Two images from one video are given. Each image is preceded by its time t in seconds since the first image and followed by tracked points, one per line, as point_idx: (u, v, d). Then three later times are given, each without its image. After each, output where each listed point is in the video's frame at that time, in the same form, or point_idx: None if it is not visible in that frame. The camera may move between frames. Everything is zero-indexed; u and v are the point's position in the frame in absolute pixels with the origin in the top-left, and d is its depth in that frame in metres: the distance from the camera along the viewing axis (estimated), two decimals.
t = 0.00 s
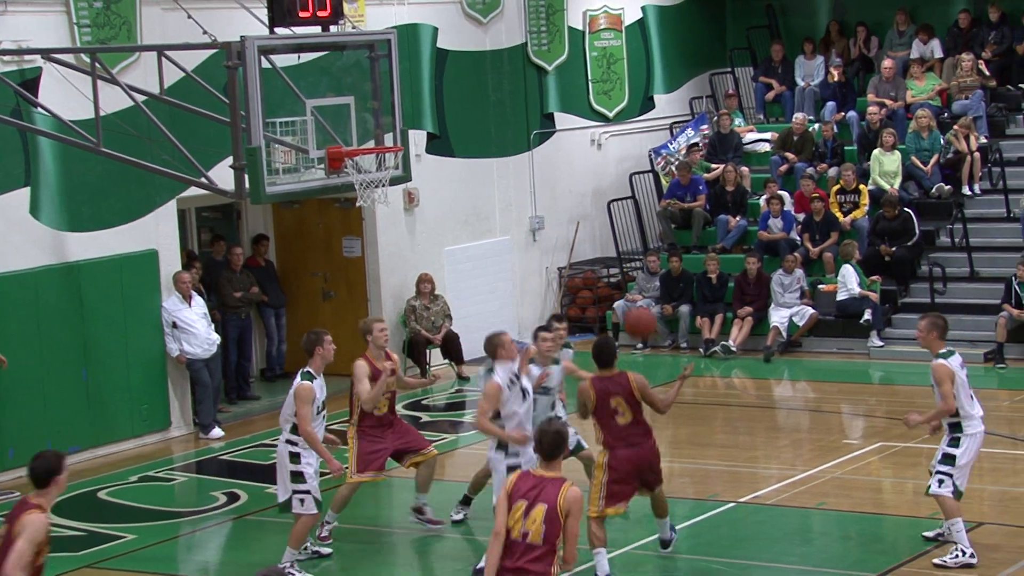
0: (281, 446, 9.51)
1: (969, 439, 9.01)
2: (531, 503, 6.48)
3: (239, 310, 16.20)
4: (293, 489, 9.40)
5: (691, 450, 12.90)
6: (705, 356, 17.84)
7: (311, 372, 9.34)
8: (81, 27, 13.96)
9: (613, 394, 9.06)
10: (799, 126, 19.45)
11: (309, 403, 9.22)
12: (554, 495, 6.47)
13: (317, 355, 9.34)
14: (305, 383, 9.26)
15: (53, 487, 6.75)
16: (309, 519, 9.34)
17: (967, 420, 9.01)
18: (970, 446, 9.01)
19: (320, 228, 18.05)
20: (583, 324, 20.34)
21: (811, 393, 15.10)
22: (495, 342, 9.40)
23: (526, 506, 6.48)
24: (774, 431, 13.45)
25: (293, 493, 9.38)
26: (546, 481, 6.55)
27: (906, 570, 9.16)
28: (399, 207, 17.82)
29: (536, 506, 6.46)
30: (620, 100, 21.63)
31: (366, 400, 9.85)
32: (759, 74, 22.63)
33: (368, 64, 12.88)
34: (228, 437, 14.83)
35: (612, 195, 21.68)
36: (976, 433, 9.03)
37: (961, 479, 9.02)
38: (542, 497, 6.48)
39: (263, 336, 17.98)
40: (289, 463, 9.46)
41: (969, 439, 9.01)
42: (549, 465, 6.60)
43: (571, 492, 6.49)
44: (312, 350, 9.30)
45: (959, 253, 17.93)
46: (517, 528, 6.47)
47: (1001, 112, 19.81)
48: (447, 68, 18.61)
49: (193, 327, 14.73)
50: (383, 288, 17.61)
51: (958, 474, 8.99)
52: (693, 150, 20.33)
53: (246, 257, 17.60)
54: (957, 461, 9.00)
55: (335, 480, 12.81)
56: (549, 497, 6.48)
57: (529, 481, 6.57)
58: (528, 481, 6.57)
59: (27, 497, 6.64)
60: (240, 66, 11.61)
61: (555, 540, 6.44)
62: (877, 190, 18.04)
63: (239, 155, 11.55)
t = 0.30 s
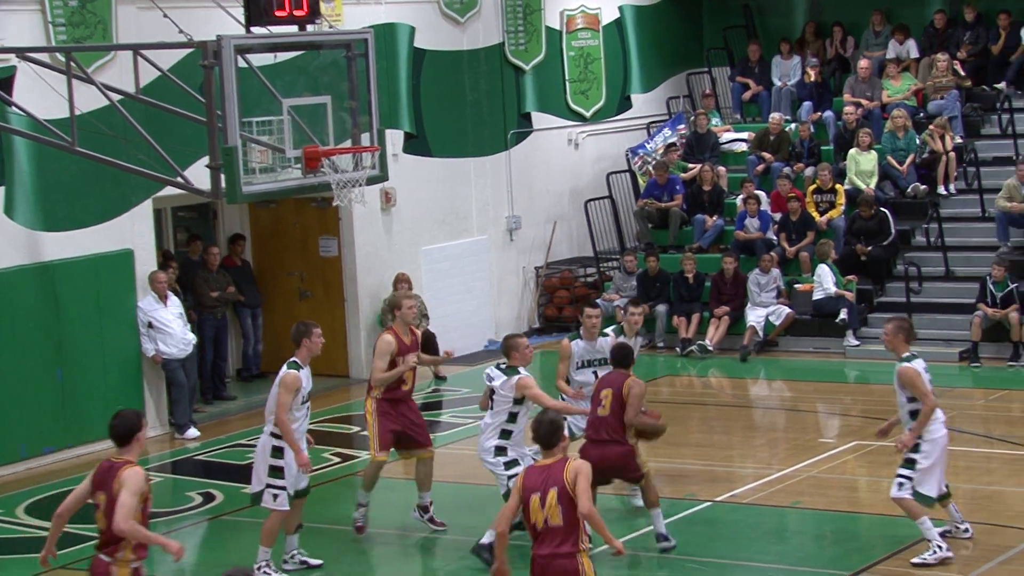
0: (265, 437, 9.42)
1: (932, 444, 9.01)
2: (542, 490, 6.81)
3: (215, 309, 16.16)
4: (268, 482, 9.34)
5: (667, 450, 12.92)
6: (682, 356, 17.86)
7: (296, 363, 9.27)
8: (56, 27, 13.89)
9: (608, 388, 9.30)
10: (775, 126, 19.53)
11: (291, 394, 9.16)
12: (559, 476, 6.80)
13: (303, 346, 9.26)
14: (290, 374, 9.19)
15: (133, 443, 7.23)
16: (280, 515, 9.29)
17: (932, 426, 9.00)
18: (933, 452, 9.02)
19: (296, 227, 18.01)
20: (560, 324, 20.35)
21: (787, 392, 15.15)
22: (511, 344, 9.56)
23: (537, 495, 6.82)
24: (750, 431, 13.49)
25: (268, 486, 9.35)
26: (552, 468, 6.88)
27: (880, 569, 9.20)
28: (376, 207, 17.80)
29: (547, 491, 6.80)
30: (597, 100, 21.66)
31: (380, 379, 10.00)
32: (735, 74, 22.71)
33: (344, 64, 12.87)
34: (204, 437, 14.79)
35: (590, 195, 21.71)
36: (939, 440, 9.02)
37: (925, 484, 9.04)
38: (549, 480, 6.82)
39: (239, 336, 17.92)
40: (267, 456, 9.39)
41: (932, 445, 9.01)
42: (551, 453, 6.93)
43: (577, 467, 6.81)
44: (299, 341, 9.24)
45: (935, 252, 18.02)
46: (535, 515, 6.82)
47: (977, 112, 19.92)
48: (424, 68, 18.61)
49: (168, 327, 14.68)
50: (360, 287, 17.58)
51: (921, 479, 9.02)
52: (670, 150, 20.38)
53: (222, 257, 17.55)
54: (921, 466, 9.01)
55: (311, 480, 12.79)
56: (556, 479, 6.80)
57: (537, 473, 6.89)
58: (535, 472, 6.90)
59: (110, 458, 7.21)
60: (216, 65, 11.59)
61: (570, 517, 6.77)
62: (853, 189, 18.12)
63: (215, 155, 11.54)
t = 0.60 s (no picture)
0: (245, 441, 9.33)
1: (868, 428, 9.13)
2: (565, 499, 6.68)
3: (181, 307, 16.04)
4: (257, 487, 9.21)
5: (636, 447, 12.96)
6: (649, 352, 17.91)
7: (277, 369, 9.17)
8: (20, 23, 13.71)
9: (548, 378, 9.26)
10: (741, 123, 19.61)
11: (265, 397, 9.09)
12: (586, 494, 6.64)
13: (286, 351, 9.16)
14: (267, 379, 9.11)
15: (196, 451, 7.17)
16: (276, 513, 9.23)
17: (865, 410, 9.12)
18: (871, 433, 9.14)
19: (262, 224, 17.91)
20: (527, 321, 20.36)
21: (754, 389, 15.22)
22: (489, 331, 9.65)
23: (559, 503, 6.70)
24: (718, 428, 13.54)
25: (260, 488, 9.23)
26: (580, 482, 6.71)
27: (850, 565, 9.25)
28: (342, 204, 17.72)
29: (568, 503, 6.66)
30: (564, 97, 21.66)
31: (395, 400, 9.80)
32: (701, 71, 22.76)
33: (311, 61, 12.79)
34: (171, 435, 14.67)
35: (556, 192, 21.71)
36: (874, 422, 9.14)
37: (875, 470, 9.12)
38: (576, 494, 6.67)
39: (205, 333, 17.80)
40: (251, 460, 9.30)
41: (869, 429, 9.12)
42: (593, 468, 6.72)
43: (600, 495, 6.61)
44: (284, 350, 9.13)
45: (900, 250, 18.14)
46: (548, 519, 6.72)
47: (941, 110, 20.07)
48: (390, 65, 18.55)
49: (134, 325, 14.55)
50: (327, 285, 17.52)
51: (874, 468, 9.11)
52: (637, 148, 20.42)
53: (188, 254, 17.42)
54: (869, 455, 9.12)
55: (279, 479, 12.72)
56: (579, 497, 6.64)
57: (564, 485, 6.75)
58: (572, 482, 6.72)
59: (172, 467, 7.12)
60: (182, 62, 11.50)
61: (577, 538, 6.61)
62: (819, 187, 18.24)
63: (180, 152, 11.45)
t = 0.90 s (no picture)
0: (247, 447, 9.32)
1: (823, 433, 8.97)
2: (537, 453, 7.29)
3: (174, 306, 16.00)
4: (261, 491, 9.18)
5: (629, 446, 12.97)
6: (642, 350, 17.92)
7: (285, 372, 9.28)
8: (13, 22, 13.66)
9: (529, 311, 9.82)
10: (734, 122, 19.65)
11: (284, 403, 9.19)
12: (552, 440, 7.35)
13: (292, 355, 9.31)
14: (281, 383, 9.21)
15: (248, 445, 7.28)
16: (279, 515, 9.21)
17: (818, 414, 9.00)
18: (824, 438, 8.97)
19: (255, 223, 17.89)
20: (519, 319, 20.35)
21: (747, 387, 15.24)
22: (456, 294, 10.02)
23: (532, 457, 7.27)
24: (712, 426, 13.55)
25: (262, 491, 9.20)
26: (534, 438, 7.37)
27: (845, 563, 9.26)
28: (335, 203, 17.70)
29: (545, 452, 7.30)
30: (557, 96, 21.66)
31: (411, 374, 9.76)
32: (694, 70, 22.78)
33: (304, 60, 12.76)
34: (164, 433, 14.63)
35: (549, 190, 21.71)
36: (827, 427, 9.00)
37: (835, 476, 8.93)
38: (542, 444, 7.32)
39: (198, 332, 17.77)
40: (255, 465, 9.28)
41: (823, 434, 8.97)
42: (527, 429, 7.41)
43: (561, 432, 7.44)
44: (287, 354, 9.25)
45: (893, 249, 18.17)
46: (535, 474, 7.22)
47: (934, 108, 20.10)
48: (383, 63, 18.52)
49: (127, 323, 14.51)
50: (320, 283, 17.50)
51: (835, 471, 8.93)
52: (631, 146, 20.32)
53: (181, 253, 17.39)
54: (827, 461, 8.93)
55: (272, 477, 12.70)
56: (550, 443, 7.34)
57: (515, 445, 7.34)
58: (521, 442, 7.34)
59: (221, 458, 7.25)
60: (175, 60, 11.47)
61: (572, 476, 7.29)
62: (812, 185, 18.23)
63: (174, 150, 11.42)
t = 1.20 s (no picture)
0: (265, 435, 9.40)
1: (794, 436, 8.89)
2: (497, 425, 8.16)
3: (177, 305, 16.01)
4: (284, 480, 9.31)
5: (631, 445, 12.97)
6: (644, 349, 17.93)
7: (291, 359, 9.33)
8: (16, 20, 13.67)
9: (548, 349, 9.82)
10: (737, 120, 19.67)
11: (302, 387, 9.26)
12: (515, 419, 8.14)
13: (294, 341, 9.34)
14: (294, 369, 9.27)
15: (251, 451, 7.29)
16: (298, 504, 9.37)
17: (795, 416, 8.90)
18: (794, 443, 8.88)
19: (258, 222, 17.90)
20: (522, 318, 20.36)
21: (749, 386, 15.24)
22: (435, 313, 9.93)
23: (492, 427, 8.17)
24: (714, 425, 13.55)
25: (285, 480, 9.32)
26: (507, 411, 8.19)
27: (847, 562, 9.25)
28: (337, 201, 17.69)
29: (503, 429, 8.14)
30: (559, 95, 21.66)
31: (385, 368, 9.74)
32: (697, 69, 22.77)
33: (307, 59, 12.77)
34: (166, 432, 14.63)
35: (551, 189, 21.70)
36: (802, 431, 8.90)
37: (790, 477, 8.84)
38: (505, 420, 8.16)
39: (201, 330, 17.78)
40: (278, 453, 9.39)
41: (793, 438, 8.88)
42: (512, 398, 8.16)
43: (526, 420, 8.09)
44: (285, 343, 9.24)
45: (896, 247, 18.15)
46: (483, 442, 8.16)
47: (937, 107, 20.08)
48: (385, 61, 18.52)
49: (130, 322, 14.51)
50: (323, 282, 17.50)
51: (785, 473, 8.82)
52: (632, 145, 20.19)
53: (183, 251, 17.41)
54: (783, 461, 8.85)
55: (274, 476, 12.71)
56: (510, 422, 8.14)
57: (492, 411, 8.22)
58: (494, 409, 8.22)
59: (224, 463, 7.24)
60: (178, 59, 11.48)
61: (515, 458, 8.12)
62: (815, 184, 18.24)
63: (176, 149, 11.43)
